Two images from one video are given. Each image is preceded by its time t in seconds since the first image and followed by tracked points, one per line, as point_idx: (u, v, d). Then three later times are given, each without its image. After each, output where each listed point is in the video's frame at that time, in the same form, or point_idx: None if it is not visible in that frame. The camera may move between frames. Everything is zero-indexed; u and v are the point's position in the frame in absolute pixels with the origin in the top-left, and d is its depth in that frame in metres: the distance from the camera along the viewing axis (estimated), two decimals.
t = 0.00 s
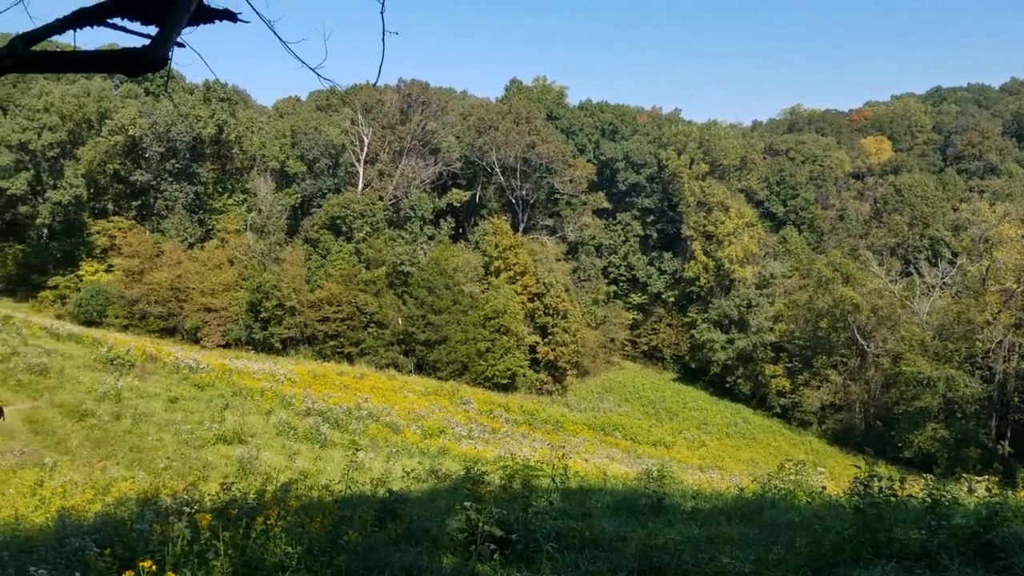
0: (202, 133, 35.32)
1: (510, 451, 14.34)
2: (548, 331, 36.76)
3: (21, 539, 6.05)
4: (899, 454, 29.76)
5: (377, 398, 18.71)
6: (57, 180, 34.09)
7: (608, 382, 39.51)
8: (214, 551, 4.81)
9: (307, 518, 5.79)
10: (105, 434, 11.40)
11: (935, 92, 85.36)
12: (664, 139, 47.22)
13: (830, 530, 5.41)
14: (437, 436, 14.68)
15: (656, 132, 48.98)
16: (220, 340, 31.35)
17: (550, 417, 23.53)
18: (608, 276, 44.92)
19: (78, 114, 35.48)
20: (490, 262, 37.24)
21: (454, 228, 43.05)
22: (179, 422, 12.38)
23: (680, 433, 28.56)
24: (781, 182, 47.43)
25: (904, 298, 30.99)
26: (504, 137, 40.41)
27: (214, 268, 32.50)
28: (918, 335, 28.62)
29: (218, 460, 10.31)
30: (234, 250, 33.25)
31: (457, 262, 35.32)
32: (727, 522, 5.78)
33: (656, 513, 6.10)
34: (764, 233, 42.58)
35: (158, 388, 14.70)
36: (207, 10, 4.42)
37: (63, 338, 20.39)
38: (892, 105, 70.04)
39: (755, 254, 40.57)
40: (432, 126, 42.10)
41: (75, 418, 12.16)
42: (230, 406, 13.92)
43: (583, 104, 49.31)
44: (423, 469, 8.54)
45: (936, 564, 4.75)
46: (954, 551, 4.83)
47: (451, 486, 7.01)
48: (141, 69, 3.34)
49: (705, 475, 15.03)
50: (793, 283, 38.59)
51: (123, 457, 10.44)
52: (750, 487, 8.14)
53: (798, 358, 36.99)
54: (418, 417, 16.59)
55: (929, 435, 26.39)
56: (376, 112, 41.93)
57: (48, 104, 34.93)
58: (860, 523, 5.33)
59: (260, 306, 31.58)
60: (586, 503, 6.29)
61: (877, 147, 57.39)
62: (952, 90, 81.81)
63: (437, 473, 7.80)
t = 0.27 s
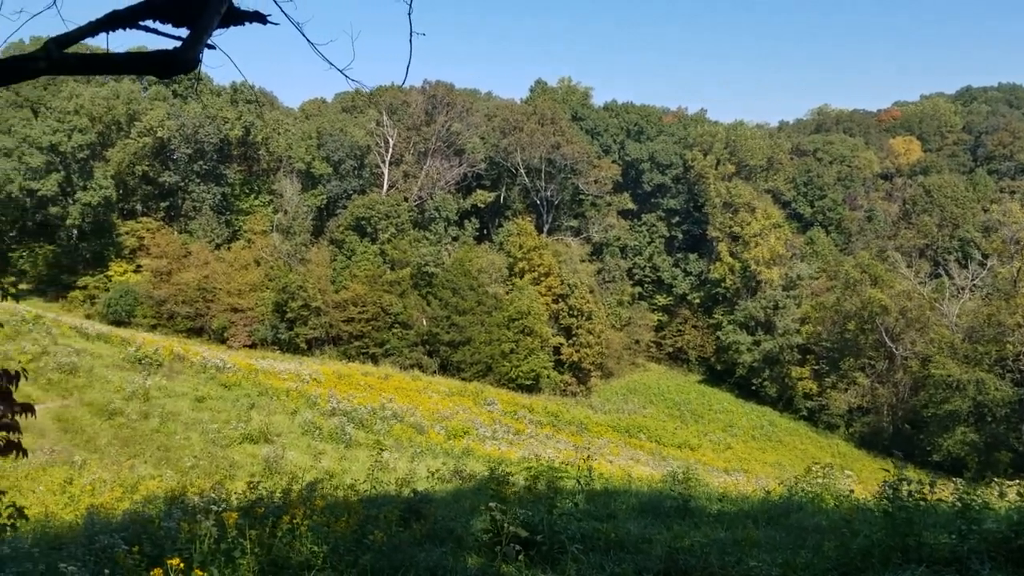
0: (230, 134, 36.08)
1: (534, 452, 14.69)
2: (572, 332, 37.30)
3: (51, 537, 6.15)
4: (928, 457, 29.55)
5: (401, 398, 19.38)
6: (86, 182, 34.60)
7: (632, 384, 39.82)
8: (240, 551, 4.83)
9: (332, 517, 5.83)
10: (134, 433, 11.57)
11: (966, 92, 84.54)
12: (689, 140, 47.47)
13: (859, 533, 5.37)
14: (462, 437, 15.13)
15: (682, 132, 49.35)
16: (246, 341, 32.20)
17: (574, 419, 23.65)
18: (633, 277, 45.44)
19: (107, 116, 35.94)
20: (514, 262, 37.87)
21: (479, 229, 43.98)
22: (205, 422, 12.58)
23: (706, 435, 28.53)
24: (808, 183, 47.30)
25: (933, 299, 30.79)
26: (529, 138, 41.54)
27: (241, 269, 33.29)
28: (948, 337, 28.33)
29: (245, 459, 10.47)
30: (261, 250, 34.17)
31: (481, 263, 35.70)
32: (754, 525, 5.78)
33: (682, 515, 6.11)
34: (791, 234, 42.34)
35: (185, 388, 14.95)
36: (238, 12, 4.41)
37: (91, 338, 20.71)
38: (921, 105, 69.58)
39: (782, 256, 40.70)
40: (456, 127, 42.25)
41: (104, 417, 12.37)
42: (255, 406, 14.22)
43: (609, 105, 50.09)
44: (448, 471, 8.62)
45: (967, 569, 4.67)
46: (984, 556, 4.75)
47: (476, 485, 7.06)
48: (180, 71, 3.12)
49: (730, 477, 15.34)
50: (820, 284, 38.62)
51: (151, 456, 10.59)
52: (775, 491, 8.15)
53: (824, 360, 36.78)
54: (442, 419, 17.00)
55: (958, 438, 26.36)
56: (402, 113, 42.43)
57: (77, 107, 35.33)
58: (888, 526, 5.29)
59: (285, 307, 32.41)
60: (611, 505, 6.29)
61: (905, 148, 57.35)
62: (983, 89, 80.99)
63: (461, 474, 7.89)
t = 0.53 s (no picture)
0: (252, 135, 36.94)
1: (553, 453, 14.82)
2: (593, 333, 37.72)
3: (76, 533, 6.23)
4: (952, 461, 29.57)
5: (422, 398, 19.67)
6: (110, 182, 36.65)
7: (653, 385, 40.16)
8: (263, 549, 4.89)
9: (353, 516, 5.86)
10: (157, 431, 11.71)
11: (993, 91, 83.72)
12: (711, 141, 47.66)
13: (883, 538, 5.32)
14: (482, 437, 15.35)
15: (704, 133, 49.61)
16: (268, 340, 33.47)
17: (594, 420, 23.73)
18: (654, 279, 45.72)
19: (132, 117, 37.37)
20: (535, 263, 37.86)
21: (499, 229, 44.47)
22: (227, 420, 12.80)
23: (727, 437, 28.58)
24: (831, 184, 47.27)
25: (958, 302, 30.93)
26: (550, 139, 41.92)
27: (263, 268, 34.30)
28: (973, 339, 28.24)
29: (265, 457, 10.64)
30: (283, 250, 35.17)
31: (502, 263, 35.91)
32: (776, 528, 5.78)
33: (704, 518, 6.12)
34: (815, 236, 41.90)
35: (208, 386, 15.20)
36: (262, 12, 4.44)
37: (114, 338, 21.05)
38: (947, 105, 69.09)
39: (805, 257, 40.15)
40: (478, 128, 42.10)
41: (128, 415, 12.54)
42: (277, 406, 14.64)
43: (631, 105, 50.55)
44: (466, 471, 8.59)
45: (993, 573, 4.59)
46: (1010, 560, 4.65)
47: (497, 486, 7.10)
48: (200, 71, 3.62)
49: (752, 480, 15.49)
50: (843, 286, 38.66)
51: (174, 453, 10.76)
52: (795, 494, 8.14)
53: (848, 363, 36.31)
54: (462, 419, 17.12)
55: (983, 442, 26.62)
56: (423, 114, 42.72)
57: (104, 107, 37.11)
58: (913, 530, 5.23)
59: (307, 306, 33.66)
60: (632, 507, 6.28)
61: (930, 149, 57.21)
62: (1010, 89, 80.25)
63: (481, 475, 7.97)
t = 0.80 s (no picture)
0: (276, 135, 38.13)
1: (575, 454, 14.83)
2: (615, 334, 37.55)
3: (102, 530, 6.30)
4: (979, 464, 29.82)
5: (444, 398, 19.86)
6: (137, 181, 37.84)
7: (676, 386, 40.39)
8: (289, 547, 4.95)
9: (376, 516, 5.89)
10: (182, 430, 11.86)
11: (1023, 90, 82.86)
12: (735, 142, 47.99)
13: (911, 542, 5.28)
14: (505, 437, 15.48)
15: (729, 133, 49.88)
16: (292, 340, 34.01)
17: (616, 421, 23.76)
18: (677, 279, 45.99)
19: (159, 118, 38.51)
20: (557, 264, 38.31)
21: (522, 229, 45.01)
22: (251, 419, 12.94)
23: (750, 440, 28.52)
24: (856, 185, 47.44)
25: (986, 305, 30.69)
26: (573, 139, 42.77)
27: (287, 268, 35.21)
28: (1002, 343, 28.23)
29: (289, 456, 10.77)
30: (306, 251, 35.95)
31: (524, 263, 36.12)
32: (801, 531, 5.78)
33: (728, 520, 6.12)
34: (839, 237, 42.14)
35: (231, 385, 15.39)
36: (289, 13, 4.49)
37: (140, 336, 21.43)
38: (976, 104, 68.55)
39: (829, 258, 40.30)
40: (501, 128, 42.47)
41: (153, 413, 12.69)
42: (299, 406, 14.70)
43: (655, 106, 51.30)
44: (489, 472, 8.60)
45: None
46: None
47: (520, 487, 7.13)
48: (232, 70, 3.74)
49: (776, 482, 15.59)
50: (870, 288, 38.29)
51: (199, 452, 10.91)
52: (820, 497, 8.14)
53: (873, 364, 35.97)
54: (484, 419, 17.26)
55: (1011, 446, 26.93)
56: (446, 114, 43.48)
57: (131, 108, 38.08)
58: (941, 535, 5.16)
59: (330, 306, 34.06)
60: (655, 509, 6.28)
61: (958, 149, 56.78)
62: None
63: (503, 475, 8.02)
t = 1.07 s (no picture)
0: (294, 135, 39.28)
1: (593, 455, 14.86)
2: (633, 334, 37.43)
3: (122, 528, 6.35)
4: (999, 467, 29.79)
5: (461, 398, 19.99)
6: (157, 182, 38.42)
7: (694, 388, 40.28)
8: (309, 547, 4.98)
9: (394, 515, 5.91)
10: (201, 429, 11.99)
11: None
12: (755, 142, 48.11)
13: (931, 545, 5.26)
14: (522, 437, 15.53)
15: (748, 132, 50.02)
16: (310, 339, 34.87)
17: (634, 422, 23.70)
18: (695, 280, 46.18)
19: (178, 118, 39.10)
20: (575, 264, 38.57)
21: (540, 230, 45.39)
22: (270, 418, 13.03)
23: (769, 441, 28.44)
24: (877, 185, 47.45)
25: (1008, 306, 30.48)
26: (591, 138, 43.37)
27: (305, 269, 35.63)
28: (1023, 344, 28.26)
29: (307, 455, 10.88)
30: (324, 250, 36.40)
31: (541, 264, 36.28)
32: (821, 533, 5.79)
33: (747, 521, 6.13)
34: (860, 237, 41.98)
35: (250, 385, 15.54)
36: (311, 14, 4.52)
37: (160, 335, 21.79)
38: (1000, 103, 68.12)
39: (851, 259, 40.13)
40: (519, 128, 42.53)
41: (172, 412, 12.84)
42: (317, 405, 14.79)
43: (674, 106, 51.88)
44: (508, 472, 8.62)
45: None
46: None
47: (538, 487, 7.15)
48: (253, 72, 3.74)
49: (794, 484, 15.62)
50: (890, 289, 38.14)
51: (218, 451, 11.04)
52: (840, 498, 8.15)
53: (894, 366, 35.65)
54: (501, 419, 17.38)
55: None
56: (462, 113, 42.60)
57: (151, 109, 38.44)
58: (963, 537, 5.09)
59: (348, 307, 34.82)
60: (673, 510, 6.29)
61: (981, 148, 56.31)
62: None
63: (520, 476, 8.08)
